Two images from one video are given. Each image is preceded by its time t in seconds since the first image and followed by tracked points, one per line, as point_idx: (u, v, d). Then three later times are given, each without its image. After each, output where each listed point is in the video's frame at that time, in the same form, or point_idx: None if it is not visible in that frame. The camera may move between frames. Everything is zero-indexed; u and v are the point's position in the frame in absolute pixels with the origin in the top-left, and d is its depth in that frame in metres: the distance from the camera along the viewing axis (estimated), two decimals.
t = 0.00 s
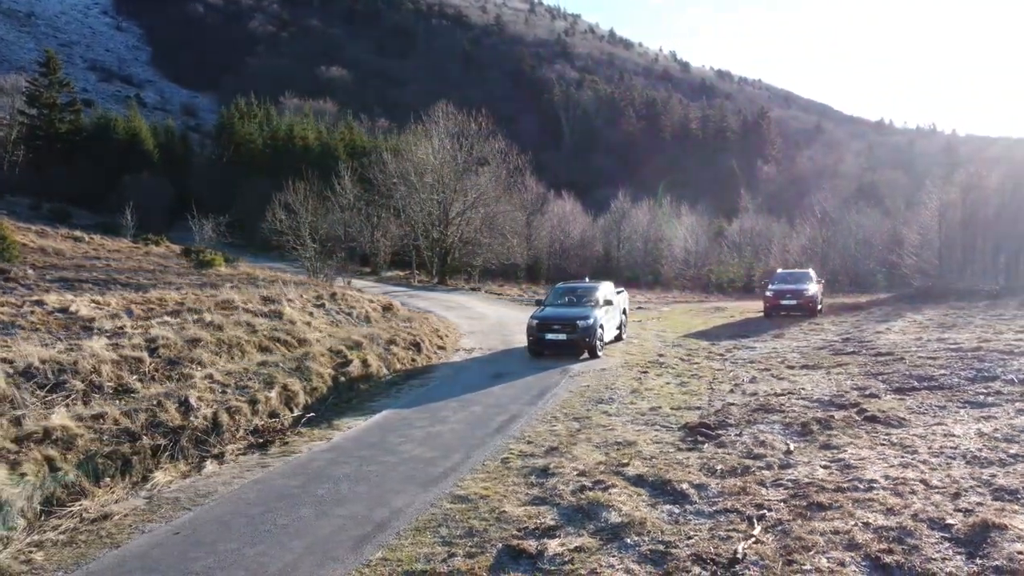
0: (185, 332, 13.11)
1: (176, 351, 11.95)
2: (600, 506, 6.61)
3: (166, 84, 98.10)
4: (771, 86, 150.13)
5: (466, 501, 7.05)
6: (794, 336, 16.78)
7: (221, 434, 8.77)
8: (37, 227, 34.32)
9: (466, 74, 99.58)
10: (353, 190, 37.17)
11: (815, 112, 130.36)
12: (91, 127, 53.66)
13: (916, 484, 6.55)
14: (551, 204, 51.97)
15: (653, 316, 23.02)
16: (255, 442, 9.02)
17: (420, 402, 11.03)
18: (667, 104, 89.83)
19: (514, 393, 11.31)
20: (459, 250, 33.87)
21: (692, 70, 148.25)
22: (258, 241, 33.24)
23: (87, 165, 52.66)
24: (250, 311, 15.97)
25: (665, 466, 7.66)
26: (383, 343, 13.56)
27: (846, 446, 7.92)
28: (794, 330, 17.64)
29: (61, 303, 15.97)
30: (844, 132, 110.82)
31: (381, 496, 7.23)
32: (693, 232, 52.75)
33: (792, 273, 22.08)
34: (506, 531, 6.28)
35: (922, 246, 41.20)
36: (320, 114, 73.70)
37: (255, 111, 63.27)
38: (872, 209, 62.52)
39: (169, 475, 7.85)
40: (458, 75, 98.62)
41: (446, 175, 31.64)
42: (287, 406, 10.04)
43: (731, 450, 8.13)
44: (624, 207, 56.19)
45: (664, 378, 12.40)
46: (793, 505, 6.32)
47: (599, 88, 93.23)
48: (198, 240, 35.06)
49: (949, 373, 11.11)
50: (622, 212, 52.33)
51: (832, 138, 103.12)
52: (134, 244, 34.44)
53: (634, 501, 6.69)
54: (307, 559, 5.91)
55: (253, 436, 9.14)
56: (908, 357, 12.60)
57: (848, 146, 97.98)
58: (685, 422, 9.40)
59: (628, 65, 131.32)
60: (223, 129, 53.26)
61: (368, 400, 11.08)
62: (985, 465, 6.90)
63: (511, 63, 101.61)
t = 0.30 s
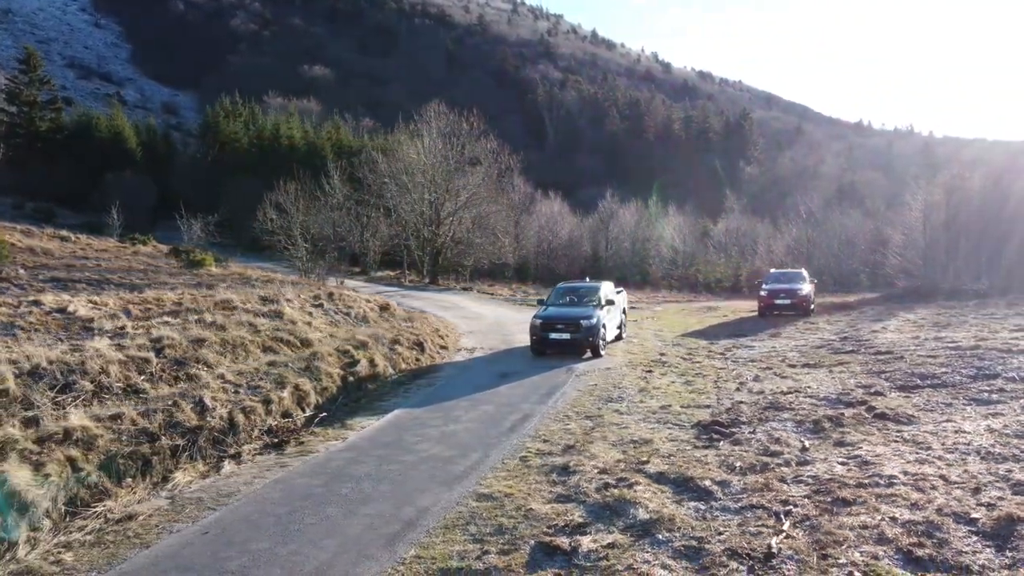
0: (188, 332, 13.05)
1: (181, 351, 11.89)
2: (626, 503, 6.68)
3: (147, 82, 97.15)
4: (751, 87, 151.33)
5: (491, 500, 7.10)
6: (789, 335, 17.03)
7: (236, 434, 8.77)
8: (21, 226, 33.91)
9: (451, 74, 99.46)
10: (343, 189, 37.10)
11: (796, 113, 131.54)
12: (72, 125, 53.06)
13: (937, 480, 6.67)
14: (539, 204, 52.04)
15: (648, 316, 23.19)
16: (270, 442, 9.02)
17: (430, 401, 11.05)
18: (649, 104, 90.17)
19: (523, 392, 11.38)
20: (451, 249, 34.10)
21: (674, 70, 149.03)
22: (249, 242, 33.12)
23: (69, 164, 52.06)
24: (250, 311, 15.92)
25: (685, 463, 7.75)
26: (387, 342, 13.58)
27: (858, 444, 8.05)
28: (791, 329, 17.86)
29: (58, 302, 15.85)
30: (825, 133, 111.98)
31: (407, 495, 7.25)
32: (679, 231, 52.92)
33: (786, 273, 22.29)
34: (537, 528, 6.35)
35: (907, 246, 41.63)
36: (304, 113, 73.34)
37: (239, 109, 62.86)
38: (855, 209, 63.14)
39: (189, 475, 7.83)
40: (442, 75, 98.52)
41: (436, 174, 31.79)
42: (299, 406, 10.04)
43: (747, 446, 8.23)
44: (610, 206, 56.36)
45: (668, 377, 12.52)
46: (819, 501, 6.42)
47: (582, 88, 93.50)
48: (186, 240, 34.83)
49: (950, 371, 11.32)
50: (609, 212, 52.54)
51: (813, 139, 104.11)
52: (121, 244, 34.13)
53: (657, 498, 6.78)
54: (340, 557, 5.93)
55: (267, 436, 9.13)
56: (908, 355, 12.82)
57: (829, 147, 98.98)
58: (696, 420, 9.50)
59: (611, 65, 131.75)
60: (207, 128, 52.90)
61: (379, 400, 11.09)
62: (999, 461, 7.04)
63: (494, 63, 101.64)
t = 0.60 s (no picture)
0: (192, 332, 12.96)
1: (187, 351, 11.81)
2: (651, 500, 6.77)
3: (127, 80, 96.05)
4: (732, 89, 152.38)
5: (514, 497, 7.17)
6: (785, 334, 17.24)
7: (252, 434, 8.76)
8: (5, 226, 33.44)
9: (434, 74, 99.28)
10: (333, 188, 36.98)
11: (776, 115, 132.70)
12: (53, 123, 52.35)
13: (953, 474, 6.83)
14: (526, 203, 52.00)
15: (643, 316, 23.31)
16: (285, 441, 9.03)
17: (439, 400, 11.08)
18: (632, 104, 90.47)
19: (530, 391, 11.43)
20: (443, 249, 34.35)
21: (656, 71, 149.69)
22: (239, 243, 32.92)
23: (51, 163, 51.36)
24: (250, 311, 15.85)
25: (703, 461, 7.85)
26: (391, 342, 13.59)
27: (872, 440, 8.19)
28: (787, 328, 18.04)
29: (55, 302, 15.67)
30: (805, 134, 113.04)
31: (430, 494, 7.28)
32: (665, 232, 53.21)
33: (779, 273, 22.51)
34: (566, 525, 6.42)
35: (891, 246, 41.96)
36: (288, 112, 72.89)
37: (222, 107, 62.34)
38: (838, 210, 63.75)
39: (209, 475, 7.82)
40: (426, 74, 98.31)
41: (426, 174, 31.95)
42: (311, 406, 10.04)
43: (761, 444, 8.35)
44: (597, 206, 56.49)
45: (673, 376, 12.63)
46: (841, 497, 6.54)
47: (565, 88, 93.69)
48: (173, 240, 34.53)
49: (950, 370, 11.53)
50: (597, 212, 52.62)
51: (794, 140, 105.03)
52: (107, 244, 33.75)
53: (681, 495, 6.87)
54: (374, 555, 5.97)
55: (282, 435, 9.14)
56: (907, 354, 13.02)
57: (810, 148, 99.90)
58: (708, 418, 9.61)
59: (594, 65, 132.08)
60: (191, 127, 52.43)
61: (389, 400, 11.10)
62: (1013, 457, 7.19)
63: (478, 62, 101.60)
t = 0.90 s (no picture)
0: (195, 333, 12.88)
1: (192, 351, 11.74)
2: (675, 496, 6.87)
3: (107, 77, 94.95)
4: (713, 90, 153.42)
5: (537, 495, 7.23)
6: (781, 333, 17.48)
7: (268, 434, 8.76)
8: None
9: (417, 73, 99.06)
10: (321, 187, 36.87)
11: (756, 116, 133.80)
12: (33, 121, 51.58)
13: (967, 470, 6.99)
14: (513, 203, 51.98)
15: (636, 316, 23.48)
16: (300, 441, 9.04)
17: (448, 400, 11.12)
18: (615, 104, 90.79)
19: (538, 390, 11.49)
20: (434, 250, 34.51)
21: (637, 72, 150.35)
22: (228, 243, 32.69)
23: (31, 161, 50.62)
24: (249, 311, 15.77)
25: (720, 458, 7.97)
26: (395, 342, 13.61)
27: (882, 437, 8.35)
28: (781, 327, 18.28)
29: (51, 303, 15.48)
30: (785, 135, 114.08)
31: (453, 492, 7.33)
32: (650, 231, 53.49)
33: (771, 272, 22.76)
34: (594, 522, 6.49)
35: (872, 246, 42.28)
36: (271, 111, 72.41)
37: (204, 105, 61.76)
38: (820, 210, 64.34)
39: (228, 475, 7.82)
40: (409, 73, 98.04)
41: (417, 174, 32.08)
42: (322, 406, 10.05)
43: (774, 441, 8.48)
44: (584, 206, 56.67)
45: (676, 375, 12.76)
46: (860, 492, 6.68)
47: (548, 88, 93.80)
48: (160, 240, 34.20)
49: (949, 367, 11.76)
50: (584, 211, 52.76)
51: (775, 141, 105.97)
52: (92, 243, 33.35)
53: (702, 491, 6.98)
54: (407, 552, 6.02)
55: (296, 435, 9.14)
56: (904, 353, 13.25)
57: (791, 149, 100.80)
58: (718, 416, 9.74)
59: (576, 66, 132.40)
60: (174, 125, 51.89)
61: (397, 400, 11.12)
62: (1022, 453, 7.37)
63: (460, 62, 101.50)
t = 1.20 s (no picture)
0: (195, 332, 12.78)
1: (194, 350, 11.66)
2: (694, 492, 7.00)
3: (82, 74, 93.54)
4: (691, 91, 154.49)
5: (556, 491, 7.33)
6: (774, 331, 17.71)
7: (281, 434, 8.77)
8: None
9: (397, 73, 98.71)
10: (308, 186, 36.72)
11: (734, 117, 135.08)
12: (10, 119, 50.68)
13: (978, 464, 7.17)
14: (497, 202, 51.97)
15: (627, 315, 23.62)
16: (312, 440, 9.07)
17: (455, 399, 11.15)
18: (595, 105, 91.11)
19: (542, 389, 11.57)
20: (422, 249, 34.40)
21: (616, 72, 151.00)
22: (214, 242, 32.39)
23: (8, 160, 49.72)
24: (245, 311, 15.69)
25: (733, 454, 8.11)
26: (396, 342, 13.63)
27: (889, 433, 8.53)
28: (773, 326, 18.52)
29: (45, 303, 15.27)
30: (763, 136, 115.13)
31: (473, 489, 7.40)
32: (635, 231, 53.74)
33: (760, 272, 22.99)
34: (618, 518, 6.59)
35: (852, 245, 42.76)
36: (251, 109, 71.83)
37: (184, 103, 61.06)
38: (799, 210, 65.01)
39: (246, 474, 7.83)
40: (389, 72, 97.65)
41: (405, 172, 32.09)
42: (331, 405, 10.07)
43: (784, 437, 8.64)
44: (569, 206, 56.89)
45: (677, 373, 12.90)
46: (876, 486, 6.83)
47: (529, 88, 93.86)
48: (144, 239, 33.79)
49: (944, 365, 12.01)
50: (568, 210, 52.88)
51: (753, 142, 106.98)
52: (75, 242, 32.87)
53: (721, 487, 7.11)
54: (438, 548, 6.08)
55: (308, 434, 9.17)
56: (898, 351, 13.50)
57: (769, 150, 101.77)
58: (724, 414, 9.89)
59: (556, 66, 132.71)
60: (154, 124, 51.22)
61: (403, 399, 11.14)
62: None
63: (440, 61, 101.29)
